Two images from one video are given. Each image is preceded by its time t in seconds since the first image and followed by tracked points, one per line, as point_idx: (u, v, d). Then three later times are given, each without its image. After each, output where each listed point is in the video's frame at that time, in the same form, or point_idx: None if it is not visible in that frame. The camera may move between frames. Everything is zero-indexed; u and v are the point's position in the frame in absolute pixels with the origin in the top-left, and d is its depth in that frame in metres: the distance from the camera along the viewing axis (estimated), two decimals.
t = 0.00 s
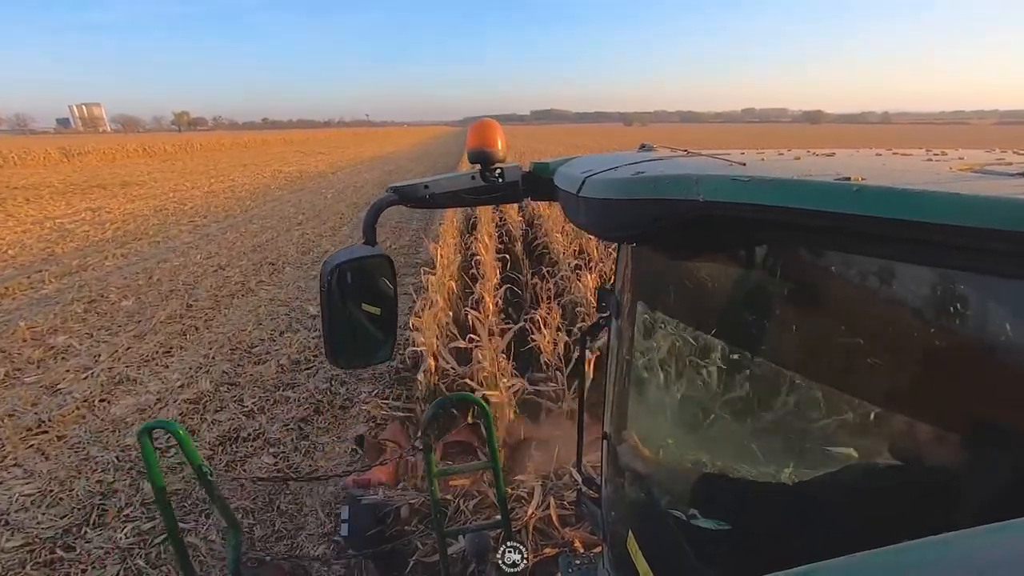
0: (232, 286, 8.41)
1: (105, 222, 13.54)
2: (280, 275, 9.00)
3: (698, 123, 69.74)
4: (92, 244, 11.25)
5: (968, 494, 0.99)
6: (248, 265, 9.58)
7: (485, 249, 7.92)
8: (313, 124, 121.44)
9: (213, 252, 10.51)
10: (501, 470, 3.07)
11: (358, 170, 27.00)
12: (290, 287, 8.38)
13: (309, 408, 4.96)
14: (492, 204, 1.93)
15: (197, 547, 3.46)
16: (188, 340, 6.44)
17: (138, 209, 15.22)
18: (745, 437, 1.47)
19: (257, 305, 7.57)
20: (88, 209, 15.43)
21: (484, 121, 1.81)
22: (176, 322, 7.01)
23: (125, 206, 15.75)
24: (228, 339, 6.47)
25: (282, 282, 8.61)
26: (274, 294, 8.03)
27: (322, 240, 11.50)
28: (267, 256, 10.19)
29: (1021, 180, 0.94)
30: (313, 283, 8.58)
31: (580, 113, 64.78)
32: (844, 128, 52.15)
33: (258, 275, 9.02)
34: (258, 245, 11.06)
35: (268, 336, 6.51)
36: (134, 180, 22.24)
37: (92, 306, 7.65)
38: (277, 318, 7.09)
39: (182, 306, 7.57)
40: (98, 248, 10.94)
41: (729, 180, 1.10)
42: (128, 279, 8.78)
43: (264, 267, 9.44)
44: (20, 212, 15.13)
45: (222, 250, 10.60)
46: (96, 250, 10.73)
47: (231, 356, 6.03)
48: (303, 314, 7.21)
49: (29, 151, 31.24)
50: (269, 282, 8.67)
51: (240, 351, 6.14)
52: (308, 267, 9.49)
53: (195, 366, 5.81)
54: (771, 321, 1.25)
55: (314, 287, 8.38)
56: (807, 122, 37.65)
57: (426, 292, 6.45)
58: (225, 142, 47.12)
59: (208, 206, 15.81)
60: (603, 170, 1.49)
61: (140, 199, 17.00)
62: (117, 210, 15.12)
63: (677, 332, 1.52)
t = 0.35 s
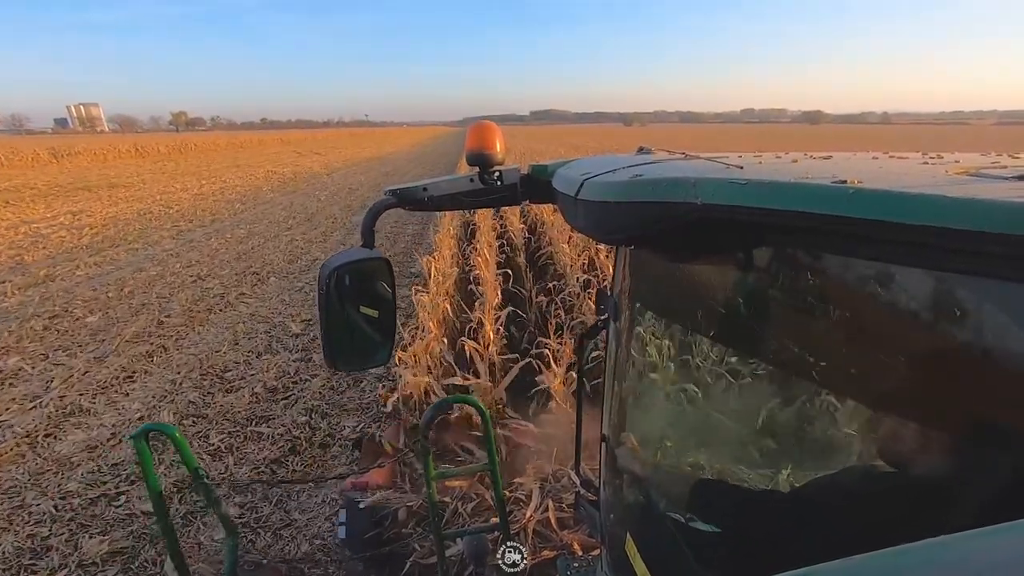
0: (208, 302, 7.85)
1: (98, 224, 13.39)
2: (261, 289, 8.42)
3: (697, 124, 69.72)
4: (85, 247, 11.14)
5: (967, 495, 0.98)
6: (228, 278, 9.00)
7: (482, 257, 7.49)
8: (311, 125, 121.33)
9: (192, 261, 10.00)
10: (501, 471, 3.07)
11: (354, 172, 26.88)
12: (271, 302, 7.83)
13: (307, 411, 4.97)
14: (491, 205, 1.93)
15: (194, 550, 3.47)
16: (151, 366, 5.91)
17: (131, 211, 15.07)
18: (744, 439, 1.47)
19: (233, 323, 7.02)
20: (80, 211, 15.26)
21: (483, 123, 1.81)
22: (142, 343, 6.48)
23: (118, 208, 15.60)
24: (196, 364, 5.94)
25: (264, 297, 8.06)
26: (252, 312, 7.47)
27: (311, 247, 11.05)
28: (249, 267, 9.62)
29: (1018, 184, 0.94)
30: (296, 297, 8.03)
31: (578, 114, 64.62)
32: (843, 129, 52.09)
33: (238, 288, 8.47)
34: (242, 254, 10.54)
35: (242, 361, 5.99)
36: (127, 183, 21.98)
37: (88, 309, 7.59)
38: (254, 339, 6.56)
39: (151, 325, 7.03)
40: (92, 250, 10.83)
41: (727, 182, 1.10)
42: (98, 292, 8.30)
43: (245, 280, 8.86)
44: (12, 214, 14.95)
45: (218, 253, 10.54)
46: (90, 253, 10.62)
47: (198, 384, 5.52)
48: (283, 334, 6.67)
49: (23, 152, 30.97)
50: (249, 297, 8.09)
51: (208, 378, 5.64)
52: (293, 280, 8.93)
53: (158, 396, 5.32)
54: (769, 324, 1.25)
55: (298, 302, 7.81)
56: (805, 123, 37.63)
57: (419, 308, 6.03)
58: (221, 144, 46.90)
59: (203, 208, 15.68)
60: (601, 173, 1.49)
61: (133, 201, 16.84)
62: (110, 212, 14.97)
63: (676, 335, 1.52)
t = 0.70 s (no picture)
0: (181, 318, 7.31)
1: (89, 226, 13.24)
2: (241, 303, 7.88)
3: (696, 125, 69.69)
4: (77, 250, 11.02)
5: (967, 495, 0.98)
6: (206, 291, 8.45)
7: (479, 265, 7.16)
8: (310, 126, 121.21)
9: (169, 272, 9.43)
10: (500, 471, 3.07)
11: (351, 174, 26.68)
12: (251, 318, 7.30)
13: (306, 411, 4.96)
14: (491, 205, 1.93)
15: (194, 549, 3.47)
16: (109, 394, 5.41)
17: (123, 213, 14.90)
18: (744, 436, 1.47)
19: (207, 342, 6.51)
20: (71, 213, 15.08)
21: (483, 122, 1.82)
22: (103, 367, 5.95)
23: (110, 210, 15.42)
24: (162, 391, 5.45)
25: (243, 312, 7.52)
26: (228, 329, 6.93)
27: (299, 256, 10.52)
28: (230, 279, 9.05)
29: (1018, 183, 0.94)
30: (278, 312, 7.50)
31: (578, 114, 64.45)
32: (843, 130, 51.98)
33: (216, 303, 7.93)
34: (225, 264, 9.99)
35: (212, 386, 5.50)
36: (118, 184, 21.72)
37: (80, 313, 7.52)
38: (229, 360, 6.06)
39: (115, 346, 6.49)
40: (84, 253, 10.71)
41: (727, 182, 1.10)
42: (64, 305, 7.87)
43: (225, 293, 8.31)
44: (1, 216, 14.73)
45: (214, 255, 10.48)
46: (80, 257, 10.48)
47: (162, 414, 5.05)
48: (260, 355, 6.16)
49: (14, 153, 30.65)
50: (227, 312, 7.56)
51: (173, 407, 5.16)
52: (276, 292, 8.37)
53: (114, 430, 4.84)
54: (768, 323, 1.25)
55: (280, 318, 7.29)
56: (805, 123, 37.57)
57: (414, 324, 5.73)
58: (217, 144, 46.68)
59: (196, 210, 15.53)
60: (601, 172, 1.49)
61: (126, 203, 16.67)
62: (103, 214, 14.83)
63: (675, 334, 1.52)
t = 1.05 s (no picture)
0: (152, 340, 6.68)
1: (84, 228, 13.09)
2: (221, 320, 7.27)
3: (696, 124, 69.64)
4: (72, 252, 10.90)
5: (967, 495, 0.98)
6: (184, 307, 7.79)
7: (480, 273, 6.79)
8: (310, 125, 121.14)
9: (147, 284, 8.79)
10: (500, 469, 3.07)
11: (349, 175, 26.51)
12: (231, 338, 6.70)
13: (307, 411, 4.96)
14: (492, 204, 1.93)
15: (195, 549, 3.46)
16: (63, 431, 4.90)
17: (118, 215, 14.73)
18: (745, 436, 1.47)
19: (180, 368, 5.94)
20: (65, 215, 14.90)
21: (483, 121, 1.82)
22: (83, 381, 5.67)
23: (106, 211, 15.32)
24: (123, 428, 4.92)
25: (223, 331, 6.92)
26: (204, 351, 6.34)
27: (288, 266, 9.86)
28: (212, 293, 8.40)
29: (1018, 180, 0.94)
30: (267, 324, 7.06)
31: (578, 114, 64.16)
32: (844, 129, 51.84)
33: (193, 321, 7.29)
34: (208, 275, 9.34)
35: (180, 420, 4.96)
36: (113, 185, 21.48)
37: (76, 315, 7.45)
38: (202, 387, 5.52)
39: (76, 373, 5.92)
40: (79, 255, 10.61)
41: (727, 180, 1.10)
42: (43, 314, 7.59)
43: (204, 309, 7.67)
44: None
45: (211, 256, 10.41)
46: (77, 258, 10.42)
47: (121, 455, 4.55)
48: (236, 382, 5.61)
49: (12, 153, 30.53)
50: (206, 331, 6.95)
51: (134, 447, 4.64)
52: (259, 308, 7.74)
53: (63, 473, 4.36)
54: (766, 322, 1.26)
55: (263, 337, 6.71)
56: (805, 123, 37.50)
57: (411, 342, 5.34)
58: (215, 144, 46.37)
59: (191, 211, 15.36)
60: (601, 170, 1.49)
61: (121, 204, 16.49)
62: (98, 216, 14.68)
63: (675, 333, 1.52)
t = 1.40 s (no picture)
0: (115, 363, 5.99)
1: (77, 228, 12.87)
2: (196, 339, 6.59)
3: (696, 125, 69.63)
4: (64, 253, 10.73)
5: (967, 495, 0.98)
6: (156, 324, 7.06)
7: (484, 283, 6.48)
8: (309, 126, 121.11)
9: (118, 298, 8.07)
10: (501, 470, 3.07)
11: (347, 177, 26.35)
12: (214, 352, 6.26)
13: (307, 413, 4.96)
14: (492, 204, 1.93)
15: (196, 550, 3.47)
16: (1, 473, 4.27)
17: (110, 216, 14.51)
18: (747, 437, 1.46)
19: (156, 387, 5.49)
20: (56, 216, 14.65)
21: (483, 122, 1.82)
22: (81, 382, 5.65)
23: (103, 211, 15.25)
24: (69, 471, 4.27)
25: (197, 352, 6.24)
26: (172, 377, 5.69)
27: (276, 276, 9.14)
28: (188, 306, 7.69)
29: (1019, 182, 0.94)
30: (266, 324, 7.04)
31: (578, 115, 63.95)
32: (845, 129, 51.72)
33: (165, 341, 6.57)
34: (186, 285, 8.62)
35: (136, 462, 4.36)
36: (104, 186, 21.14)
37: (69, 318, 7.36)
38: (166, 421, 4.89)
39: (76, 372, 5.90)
40: (76, 255, 10.55)
41: (728, 181, 1.10)
42: (40, 314, 7.55)
43: (177, 327, 6.96)
44: None
45: (208, 256, 10.29)
46: (74, 258, 10.37)
47: (63, 504, 3.95)
48: (204, 415, 4.96)
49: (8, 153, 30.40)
50: (178, 352, 6.28)
51: (78, 494, 4.03)
52: (238, 324, 7.05)
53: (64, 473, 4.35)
54: (768, 323, 1.26)
55: (240, 359, 6.06)
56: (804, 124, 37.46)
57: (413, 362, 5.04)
58: (211, 145, 46.07)
59: (188, 212, 15.26)
60: (602, 171, 1.49)
61: (113, 205, 16.23)
62: (90, 217, 14.46)
63: (677, 333, 1.52)
